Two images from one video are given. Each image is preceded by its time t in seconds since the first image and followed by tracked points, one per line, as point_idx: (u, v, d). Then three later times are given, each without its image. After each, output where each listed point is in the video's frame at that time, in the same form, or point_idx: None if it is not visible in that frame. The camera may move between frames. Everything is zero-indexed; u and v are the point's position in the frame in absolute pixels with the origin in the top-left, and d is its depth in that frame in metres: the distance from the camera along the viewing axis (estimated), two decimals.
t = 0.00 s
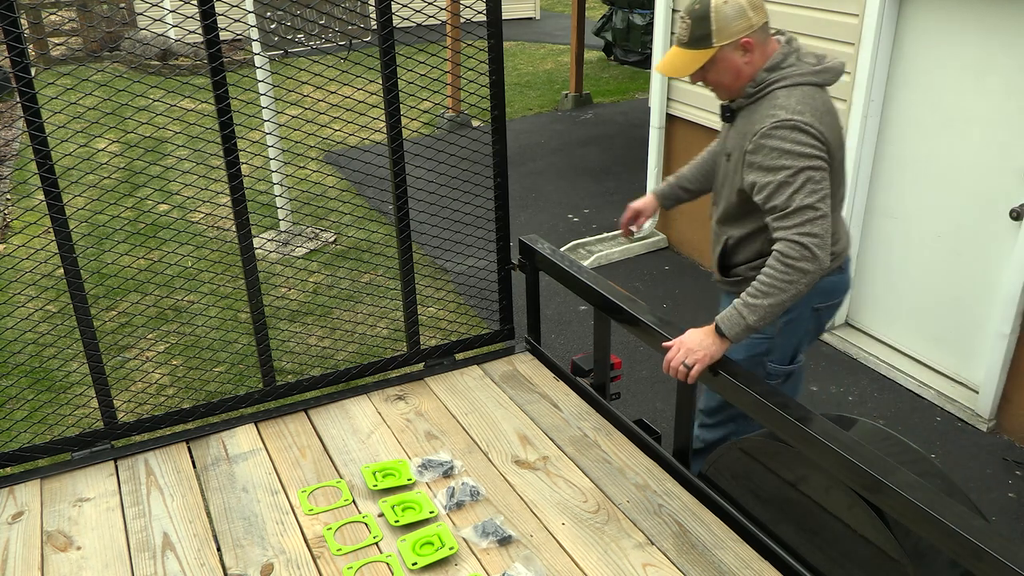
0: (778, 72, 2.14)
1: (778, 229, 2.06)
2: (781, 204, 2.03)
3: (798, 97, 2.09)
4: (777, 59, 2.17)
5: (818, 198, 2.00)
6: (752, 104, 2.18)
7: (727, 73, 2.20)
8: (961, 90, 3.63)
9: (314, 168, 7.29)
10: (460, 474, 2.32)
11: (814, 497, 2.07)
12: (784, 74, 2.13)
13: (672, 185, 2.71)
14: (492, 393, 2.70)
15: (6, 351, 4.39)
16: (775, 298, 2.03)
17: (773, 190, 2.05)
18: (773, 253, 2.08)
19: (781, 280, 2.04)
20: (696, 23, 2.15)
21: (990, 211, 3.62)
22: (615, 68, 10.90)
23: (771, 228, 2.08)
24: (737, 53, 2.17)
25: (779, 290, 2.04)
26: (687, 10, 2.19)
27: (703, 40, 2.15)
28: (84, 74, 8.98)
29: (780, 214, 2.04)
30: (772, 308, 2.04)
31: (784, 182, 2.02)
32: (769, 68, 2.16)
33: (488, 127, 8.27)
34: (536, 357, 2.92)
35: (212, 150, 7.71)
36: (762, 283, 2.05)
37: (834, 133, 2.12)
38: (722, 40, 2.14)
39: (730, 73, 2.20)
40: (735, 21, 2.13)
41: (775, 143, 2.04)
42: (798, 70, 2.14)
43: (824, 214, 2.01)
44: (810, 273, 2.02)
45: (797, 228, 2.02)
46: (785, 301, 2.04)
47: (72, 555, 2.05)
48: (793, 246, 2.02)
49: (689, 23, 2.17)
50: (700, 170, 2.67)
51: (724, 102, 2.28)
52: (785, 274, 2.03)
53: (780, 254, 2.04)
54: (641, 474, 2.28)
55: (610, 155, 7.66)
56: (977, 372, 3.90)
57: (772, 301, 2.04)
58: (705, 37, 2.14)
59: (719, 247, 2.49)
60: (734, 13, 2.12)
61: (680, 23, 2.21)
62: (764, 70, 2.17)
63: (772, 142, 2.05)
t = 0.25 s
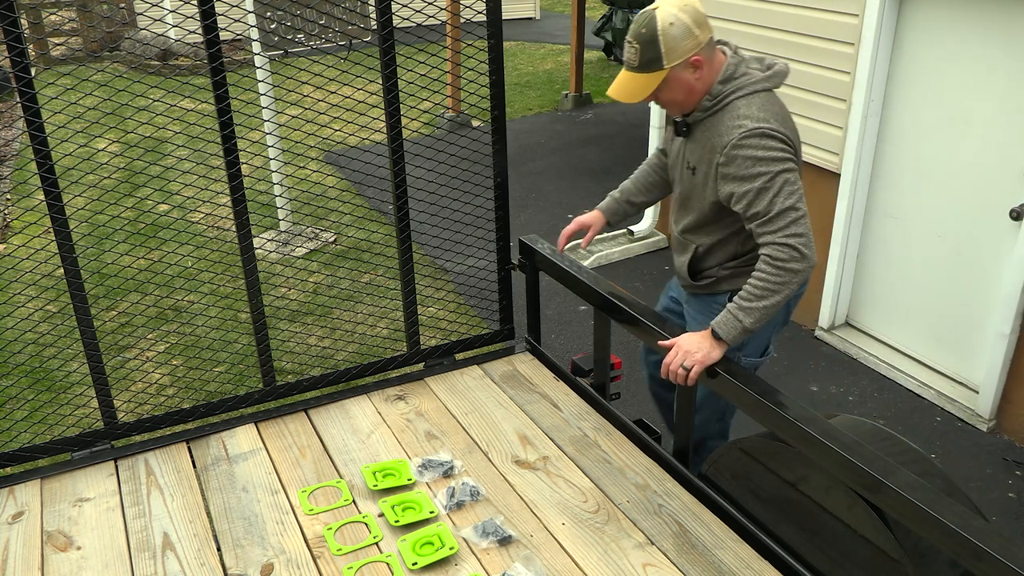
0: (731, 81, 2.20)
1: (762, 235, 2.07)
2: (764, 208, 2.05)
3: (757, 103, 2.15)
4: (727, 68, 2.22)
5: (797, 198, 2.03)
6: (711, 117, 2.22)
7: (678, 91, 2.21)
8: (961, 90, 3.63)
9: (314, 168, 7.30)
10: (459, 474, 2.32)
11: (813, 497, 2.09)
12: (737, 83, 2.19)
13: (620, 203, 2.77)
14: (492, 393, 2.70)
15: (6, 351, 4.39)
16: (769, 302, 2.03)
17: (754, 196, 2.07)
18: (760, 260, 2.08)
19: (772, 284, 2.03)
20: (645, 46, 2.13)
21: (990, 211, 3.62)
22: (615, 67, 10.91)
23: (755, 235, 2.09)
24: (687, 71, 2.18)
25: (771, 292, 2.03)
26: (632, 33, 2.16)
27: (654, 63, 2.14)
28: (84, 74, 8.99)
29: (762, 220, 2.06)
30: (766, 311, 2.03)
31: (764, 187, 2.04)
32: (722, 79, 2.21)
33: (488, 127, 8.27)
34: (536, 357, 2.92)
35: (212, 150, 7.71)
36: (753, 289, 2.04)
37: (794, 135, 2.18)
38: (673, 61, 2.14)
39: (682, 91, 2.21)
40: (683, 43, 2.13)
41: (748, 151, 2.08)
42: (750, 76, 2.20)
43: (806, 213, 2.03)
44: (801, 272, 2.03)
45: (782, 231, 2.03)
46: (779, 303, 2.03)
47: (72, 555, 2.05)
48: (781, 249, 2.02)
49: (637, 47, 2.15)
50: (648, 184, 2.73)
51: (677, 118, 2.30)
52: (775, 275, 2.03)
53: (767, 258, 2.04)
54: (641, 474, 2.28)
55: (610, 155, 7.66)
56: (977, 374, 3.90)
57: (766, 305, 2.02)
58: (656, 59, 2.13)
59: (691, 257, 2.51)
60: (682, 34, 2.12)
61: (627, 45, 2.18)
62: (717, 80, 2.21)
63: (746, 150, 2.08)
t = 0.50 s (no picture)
0: (696, 83, 2.26)
1: (745, 227, 2.10)
2: (747, 200, 2.09)
3: (728, 100, 2.23)
4: (690, 70, 2.29)
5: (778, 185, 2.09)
6: (683, 121, 2.27)
7: (642, 103, 2.23)
8: (961, 90, 3.63)
9: (313, 168, 7.30)
10: (459, 474, 2.32)
11: (813, 497, 2.09)
12: (702, 83, 2.26)
13: (574, 233, 2.73)
14: (492, 393, 2.70)
15: (6, 351, 4.39)
16: (758, 293, 2.04)
17: (737, 188, 2.12)
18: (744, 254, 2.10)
19: (760, 273, 2.05)
20: (605, 66, 2.15)
21: (990, 210, 3.62)
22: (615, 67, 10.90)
23: (739, 229, 2.12)
24: (650, 82, 2.21)
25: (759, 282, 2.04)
26: (590, 53, 2.17)
27: (617, 80, 2.15)
28: (84, 74, 8.99)
29: (746, 211, 2.10)
30: (758, 303, 2.05)
31: (744, 179, 2.10)
32: (686, 83, 2.27)
33: (488, 127, 8.27)
34: (536, 357, 2.92)
35: (212, 150, 7.71)
36: (742, 284, 2.06)
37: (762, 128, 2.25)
38: (635, 76, 2.16)
39: (646, 103, 2.23)
40: (643, 56, 2.16)
41: (728, 146, 2.14)
42: (713, 74, 2.27)
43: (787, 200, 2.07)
44: (787, 260, 2.05)
45: (765, 220, 2.06)
46: (769, 293, 2.05)
47: (72, 555, 2.05)
48: (766, 238, 2.05)
49: (598, 66, 2.16)
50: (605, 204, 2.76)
51: (643, 128, 2.33)
52: (762, 265, 2.05)
53: (753, 249, 2.06)
54: (641, 474, 2.28)
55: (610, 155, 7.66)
56: (976, 374, 3.91)
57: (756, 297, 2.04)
58: (618, 76, 2.15)
59: (677, 260, 2.55)
60: (640, 49, 2.14)
61: (587, 65, 2.19)
62: (682, 84, 2.27)
63: (727, 144, 2.14)
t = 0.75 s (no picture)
0: (666, 82, 2.30)
1: (720, 217, 2.13)
2: (722, 191, 2.12)
3: (698, 95, 2.27)
4: (658, 70, 2.33)
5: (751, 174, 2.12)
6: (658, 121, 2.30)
7: (617, 109, 2.26)
8: (960, 90, 3.63)
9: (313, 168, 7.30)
10: (459, 475, 2.32)
11: (813, 497, 2.08)
12: (671, 81, 2.30)
13: (553, 242, 2.70)
14: (492, 393, 2.70)
15: (6, 351, 4.39)
16: (740, 284, 2.05)
17: (711, 179, 2.15)
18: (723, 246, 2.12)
19: (739, 263, 2.06)
20: (580, 76, 2.16)
21: (990, 210, 3.62)
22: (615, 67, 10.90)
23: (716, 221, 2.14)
24: (623, 87, 2.24)
25: (738, 273, 2.06)
26: (563, 66, 2.18)
27: (592, 89, 2.17)
28: (84, 74, 8.99)
29: (721, 200, 2.12)
30: (741, 294, 2.05)
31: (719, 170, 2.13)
32: (656, 81, 2.31)
33: (488, 127, 8.28)
34: (536, 358, 2.92)
35: (212, 150, 7.72)
36: (723, 278, 2.07)
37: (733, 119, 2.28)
38: (608, 82, 2.18)
39: (621, 108, 2.26)
40: (613, 60, 2.19)
41: (702, 139, 2.19)
42: (681, 72, 2.32)
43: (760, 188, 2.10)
44: (761, 248, 2.07)
45: (739, 209, 2.09)
46: (750, 283, 2.06)
47: (72, 555, 2.05)
48: (741, 228, 2.08)
49: (572, 78, 2.17)
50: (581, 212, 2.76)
51: (619, 133, 2.35)
52: (739, 255, 2.07)
53: (730, 241, 2.08)
54: (641, 474, 2.28)
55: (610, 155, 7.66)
56: (976, 374, 3.91)
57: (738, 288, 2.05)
58: (592, 85, 2.17)
59: (667, 257, 2.60)
60: (611, 55, 2.16)
61: (560, 79, 2.20)
62: (653, 85, 2.30)
63: (700, 137, 2.19)
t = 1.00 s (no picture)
0: (641, 87, 2.36)
1: (707, 216, 2.17)
2: (706, 191, 2.17)
3: (673, 97, 2.34)
4: (631, 76, 2.39)
5: (732, 170, 2.18)
6: (635, 125, 2.35)
7: (595, 114, 2.32)
8: (960, 90, 3.63)
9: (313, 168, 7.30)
10: (459, 474, 2.32)
11: (814, 497, 2.08)
12: (645, 86, 2.36)
13: (556, 228, 2.82)
14: (492, 393, 2.70)
15: (6, 351, 4.39)
16: (734, 280, 2.09)
17: (695, 179, 2.21)
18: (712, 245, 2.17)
19: (731, 259, 2.10)
20: (555, 84, 2.23)
21: (990, 210, 3.62)
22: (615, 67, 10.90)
23: (703, 220, 2.19)
24: (598, 91, 2.30)
25: (732, 268, 2.10)
26: (538, 76, 2.25)
27: (568, 95, 2.24)
28: (84, 74, 8.99)
29: (706, 200, 2.17)
30: (736, 289, 2.09)
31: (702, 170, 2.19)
32: (630, 88, 2.38)
33: (488, 127, 8.28)
34: (536, 358, 2.92)
35: (212, 150, 7.72)
36: (716, 276, 2.11)
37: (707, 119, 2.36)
38: (584, 87, 2.24)
39: (599, 112, 2.32)
40: (587, 67, 2.25)
41: (683, 140, 2.25)
42: (653, 76, 2.38)
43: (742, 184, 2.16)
44: (751, 242, 2.12)
45: (725, 207, 2.14)
46: (744, 278, 2.10)
47: (72, 555, 2.05)
48: (728, 225, 2.12)
49: (549, 86, 2.24)
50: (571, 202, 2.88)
51: (598, 138, 2.41)
52: (729, 251, 2.11)
53: (719, 239, 2.13)
54: (641, 474, 2.28)
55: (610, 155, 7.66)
56: (976, 374, 3.91)
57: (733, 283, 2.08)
58: (568, 92, 2.23)
59: (651, 255, 2.67)
60: (584, 61, 2.23)
61: (537, 88, 2.26)
62: (628, 91, 2.36)
63: (680, 139, 2.25)
